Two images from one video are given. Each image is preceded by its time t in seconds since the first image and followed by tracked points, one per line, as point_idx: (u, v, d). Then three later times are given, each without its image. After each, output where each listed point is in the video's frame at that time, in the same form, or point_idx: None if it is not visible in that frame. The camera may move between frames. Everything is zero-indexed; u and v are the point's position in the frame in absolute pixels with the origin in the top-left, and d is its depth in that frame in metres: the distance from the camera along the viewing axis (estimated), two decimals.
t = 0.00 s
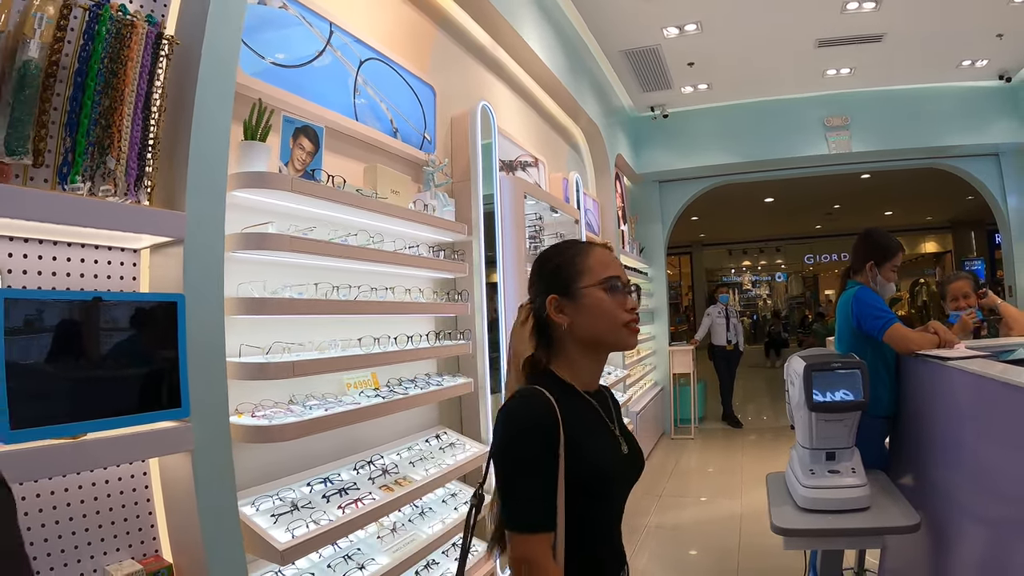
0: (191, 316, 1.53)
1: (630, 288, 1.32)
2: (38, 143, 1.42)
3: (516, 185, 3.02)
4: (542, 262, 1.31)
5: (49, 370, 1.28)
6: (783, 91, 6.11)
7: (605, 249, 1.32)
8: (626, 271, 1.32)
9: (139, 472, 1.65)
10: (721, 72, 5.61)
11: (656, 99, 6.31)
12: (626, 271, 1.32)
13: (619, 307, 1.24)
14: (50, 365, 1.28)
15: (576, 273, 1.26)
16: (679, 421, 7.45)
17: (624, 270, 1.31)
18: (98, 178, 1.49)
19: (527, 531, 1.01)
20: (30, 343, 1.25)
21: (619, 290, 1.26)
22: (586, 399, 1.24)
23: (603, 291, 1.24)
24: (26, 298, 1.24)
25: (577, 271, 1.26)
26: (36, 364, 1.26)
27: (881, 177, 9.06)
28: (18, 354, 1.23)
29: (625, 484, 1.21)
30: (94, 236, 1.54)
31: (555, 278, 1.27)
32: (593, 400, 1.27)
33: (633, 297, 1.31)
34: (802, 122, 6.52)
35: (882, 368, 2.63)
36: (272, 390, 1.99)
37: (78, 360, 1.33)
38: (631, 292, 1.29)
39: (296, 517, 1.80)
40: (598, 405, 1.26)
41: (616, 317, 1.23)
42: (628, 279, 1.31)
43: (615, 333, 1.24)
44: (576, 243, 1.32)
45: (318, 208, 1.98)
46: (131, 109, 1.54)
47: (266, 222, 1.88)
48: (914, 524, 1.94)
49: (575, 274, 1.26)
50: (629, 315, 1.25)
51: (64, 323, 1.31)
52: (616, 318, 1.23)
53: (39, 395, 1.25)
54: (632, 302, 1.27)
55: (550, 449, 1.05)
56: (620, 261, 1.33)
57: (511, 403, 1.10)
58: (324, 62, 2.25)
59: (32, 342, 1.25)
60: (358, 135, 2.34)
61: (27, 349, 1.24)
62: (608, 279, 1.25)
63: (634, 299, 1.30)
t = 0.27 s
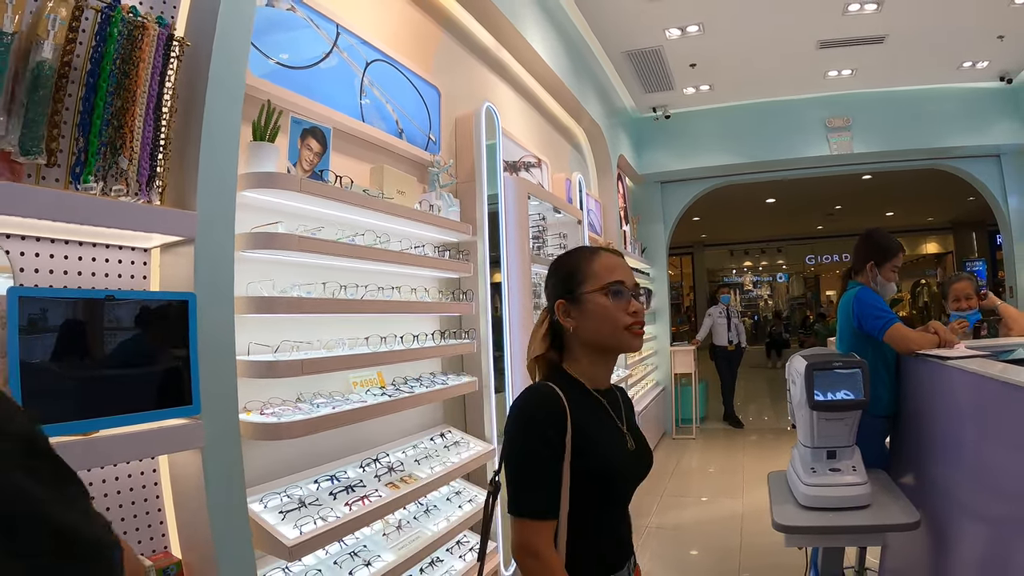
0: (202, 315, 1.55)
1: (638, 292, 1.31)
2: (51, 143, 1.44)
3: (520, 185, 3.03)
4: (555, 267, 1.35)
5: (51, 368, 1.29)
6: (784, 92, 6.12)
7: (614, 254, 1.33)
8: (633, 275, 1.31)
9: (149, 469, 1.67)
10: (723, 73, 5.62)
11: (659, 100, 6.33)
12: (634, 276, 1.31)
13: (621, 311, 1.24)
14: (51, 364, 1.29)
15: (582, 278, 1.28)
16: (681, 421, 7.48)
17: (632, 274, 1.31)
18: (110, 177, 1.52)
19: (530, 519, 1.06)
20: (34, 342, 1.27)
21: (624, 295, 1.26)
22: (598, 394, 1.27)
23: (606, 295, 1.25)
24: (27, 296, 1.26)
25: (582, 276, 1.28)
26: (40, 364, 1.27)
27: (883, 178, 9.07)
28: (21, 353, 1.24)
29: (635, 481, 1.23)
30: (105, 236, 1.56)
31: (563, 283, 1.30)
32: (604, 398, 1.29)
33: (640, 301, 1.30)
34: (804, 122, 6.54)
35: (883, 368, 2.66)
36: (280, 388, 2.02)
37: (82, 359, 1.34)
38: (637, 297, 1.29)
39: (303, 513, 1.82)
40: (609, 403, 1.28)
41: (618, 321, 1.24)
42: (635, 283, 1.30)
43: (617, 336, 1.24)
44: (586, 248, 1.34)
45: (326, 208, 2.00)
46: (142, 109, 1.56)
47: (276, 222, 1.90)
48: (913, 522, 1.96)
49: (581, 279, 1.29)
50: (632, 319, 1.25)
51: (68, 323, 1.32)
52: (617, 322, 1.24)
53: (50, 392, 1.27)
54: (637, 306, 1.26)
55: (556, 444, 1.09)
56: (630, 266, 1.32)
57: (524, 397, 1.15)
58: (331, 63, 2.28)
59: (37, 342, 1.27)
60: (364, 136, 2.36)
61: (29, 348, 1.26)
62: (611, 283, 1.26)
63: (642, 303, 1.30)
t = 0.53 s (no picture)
0: (211, 316, 1.57)
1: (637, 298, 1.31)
2: (62, 147, 1.47)
3: (524, 186, 3.04)
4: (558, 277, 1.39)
5: (58, 368, 1.31)
6: (788, 92, 6.13)
7: (613, 261, 1.34)
8: (632, 282, 1.31)
9: (158, 468, 1.69)
10: (726, 74, 5.63)
11: (662, 100, 6.34)
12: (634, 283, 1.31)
13: (615, 316, 1.25)
14: (59, 364, 1.31)
15: (578, 286, 1.31)
16: (684, 421, 7.49)
17: (632, 281, 1.31)
18: (121, 181, 1.54)
19: (524, 518, 1.09)
20: (42, 342, 1.28)
21: (618, 301, 1.27)
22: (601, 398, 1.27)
23: (600, 302, 1.27)
24: (37, 298, 1.28)
25: (580, 284, 1.31)
26: (47, 363, 1.29)
27: (887, 178, 9.06)
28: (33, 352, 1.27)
29: (637, 488, 1.24)
30: (115, 238, 1.59)
31: (563, 292, 1.34)
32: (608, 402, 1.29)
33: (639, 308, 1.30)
34: (807, 123, 6.53)
35: (884, 369, 2.67)
36: (287, 388, 2.04)
37: (86, 360, 1.36)
38: (635, 303, 1.29)
39: (310, 512, 1.85)
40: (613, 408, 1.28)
41: (612, 326, 1.25)
42: (634, 290, 1.30)
43: (611, 342, 1.25)
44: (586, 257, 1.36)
45: (333, 210, 2.03)
46: (152, 113, 1.59)
47: (283, 225, 1.93)
48: (914, 523, 1.97)
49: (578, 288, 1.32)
50: (628, 325, 1.25)
51: (74, 322, 1.34)
52: (611, 328, 1.25)
53: (58, 392, 1.29)
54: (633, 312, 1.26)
55: (554, 446, 1.10)
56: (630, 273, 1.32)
57: (527, 399, 1.17)
58: (337, 66, 2.30)
59: (44, 342, 1.29)
60: (370, 138, 2.39)
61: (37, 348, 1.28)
62: (606, 290, 1.27)
63: (640, 309, 1.29)
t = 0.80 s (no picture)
0: (208, 317, 1.59)
1: (610, 297, 1.25)
2: (61, 152, 1.49)
3: (521, 187, 3.05)
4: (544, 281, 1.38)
5: (62, 367, 1.33)
6: (789, 92, 6.12)
7: (588, 259, 1.29)
8: (606, 279, 1.26)
9: (156, 465, 1.70)
10: (727, 73, 5.63)
11: (663, 100, 6.33)
12: (606, 281, 1.25)
13: (581, 317, 1.21)
14: (62, 362, 1.34)
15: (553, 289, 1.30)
16: (685, 420, 7.49)
17: (604, 278, 1.25)
18: (119, 184, 1.57)
19: (495, 511, 1.12)
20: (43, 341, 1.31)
21: (586, 300, 1.23)
22: (582, 399, 1.23)
23: (567, 303, 1.24)
24: (38, 299, 1.32)
25: (553, 286, 1.29)
26: (52, 362, 1.32)
27: (890, 178, 9.03)
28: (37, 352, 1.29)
29: (623, 492, 1.21)
30: (114, 240, 1.61)
31: (543, 294, 1.33)
32: (591, 402, 1.24)
33: (611, 306, 1.23)
34: (808, 122, 6.52)
35: (881, 369, 2.67)
36: (284, 387, 2.06)
37: (91, 357, 1.38)
38: (605, 302, 1.23)
39: (306, 509, 1.86)
40: (597, 409, 1.23)
41: (577, 327, 1.21)
42: (606, 287, 1.25)
43: (578, 343, 1.21)
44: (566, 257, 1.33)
45: (329, 212, 2.04)
46: (149, 118, 1.61)
47: (278, 227, 1.94)
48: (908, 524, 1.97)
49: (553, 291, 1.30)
50: (593, 325, 1.20)
51: (77, 321, 1.37)
52: (577, 329, 1.21)
53: (61, 389, 1.32)
54: (601, 311, 1.21)
55: (519, 444, 1.12)
56: (604, 270, 1.27)
57: (506, 396, 1.19)
58: (334, 68, 2.32)
59: (48, 340, 1.32)
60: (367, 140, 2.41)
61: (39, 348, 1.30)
62: (572, 291, 1.24)
63: (611, 308, 1.23)
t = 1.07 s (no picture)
0: (199, 314, 1.60)
1: (566, 290, 1.19)
2: (54, 155, 1.51)
3: (515, 184, 3.07)
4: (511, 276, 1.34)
5: (60, 364, 1.36)
6: (788, 89, 6.10)
7: (547, 251, 1.23)
8: (562, 272, 1.20)
9: (148, 459, 1.72)
10: (726, 71, 5.62)
11: (662, 98, 6.33)
12: (563, 273, 1.20)
13: (534, 312, 1.17)
14: (61, 360, 1.37)
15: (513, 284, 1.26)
16: (685, 418, 7.50)
17: (560, 271, 1.20)
18: (111, 186, 1.58)
19: (447, 513, 1.11)
20: (43, 339, 1.33)
21: (540, 295, 1.18)
22: (545, 400, 1.19)
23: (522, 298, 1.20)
24: (32, 297, 1.32)
25: (512, 282, 1.25)
26: (50, 359, 1.35)
27: (891, 175, 9.01)
28: (35, 349, 1.32)
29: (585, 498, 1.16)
30: (106, 240, 1.63)
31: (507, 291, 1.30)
32: (553, 403, 1.19)
33: (568, 300, 1.18)
34: (808, 120, 6.51)
35: (874, 368, 2.67)
36: (275, 383, 2.08)
37: (91, 355, 1.41)
38: (560, 296, 1.18)
39: (295, 503, 1.88)
40: (561, 409, 1.18)
41: (531, 324, 1.17)
42: (562, 281, 1.19)
43: (533, 340, 1.17)
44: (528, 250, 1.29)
45: (318, 211, 2.06)
46: (140, 121, 1.62)
47: (268, 226, 1.96)
48: (898, 521, 1.98)
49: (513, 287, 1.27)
50: (547, 321, 1.15)
51: (79, 319, 1.40)
52: (531, 325, 1.17)
53: (57, 383, 1.35)
54: (554, 306, 1.15)
55: (471, 445, 1.10)
56: (562, 263, 1.21)
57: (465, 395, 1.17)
58: (325, 69, 2.33)
59: (48, 338, 1.34)
60: (359, 139, 2.42)
61: (37, 347, 1.33)
62: (527, 286, 1.20)
63: (567, 302, 1.17)
